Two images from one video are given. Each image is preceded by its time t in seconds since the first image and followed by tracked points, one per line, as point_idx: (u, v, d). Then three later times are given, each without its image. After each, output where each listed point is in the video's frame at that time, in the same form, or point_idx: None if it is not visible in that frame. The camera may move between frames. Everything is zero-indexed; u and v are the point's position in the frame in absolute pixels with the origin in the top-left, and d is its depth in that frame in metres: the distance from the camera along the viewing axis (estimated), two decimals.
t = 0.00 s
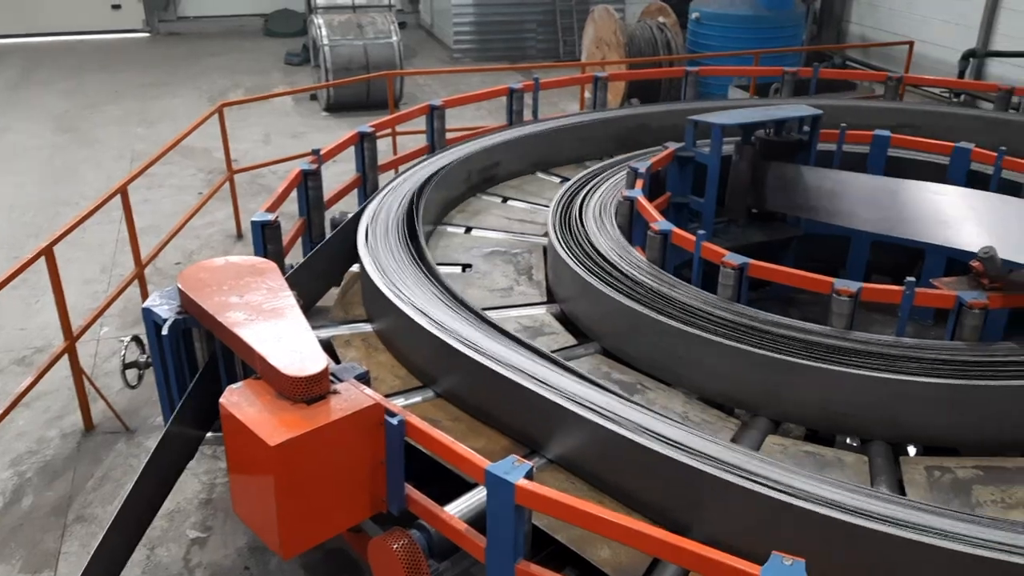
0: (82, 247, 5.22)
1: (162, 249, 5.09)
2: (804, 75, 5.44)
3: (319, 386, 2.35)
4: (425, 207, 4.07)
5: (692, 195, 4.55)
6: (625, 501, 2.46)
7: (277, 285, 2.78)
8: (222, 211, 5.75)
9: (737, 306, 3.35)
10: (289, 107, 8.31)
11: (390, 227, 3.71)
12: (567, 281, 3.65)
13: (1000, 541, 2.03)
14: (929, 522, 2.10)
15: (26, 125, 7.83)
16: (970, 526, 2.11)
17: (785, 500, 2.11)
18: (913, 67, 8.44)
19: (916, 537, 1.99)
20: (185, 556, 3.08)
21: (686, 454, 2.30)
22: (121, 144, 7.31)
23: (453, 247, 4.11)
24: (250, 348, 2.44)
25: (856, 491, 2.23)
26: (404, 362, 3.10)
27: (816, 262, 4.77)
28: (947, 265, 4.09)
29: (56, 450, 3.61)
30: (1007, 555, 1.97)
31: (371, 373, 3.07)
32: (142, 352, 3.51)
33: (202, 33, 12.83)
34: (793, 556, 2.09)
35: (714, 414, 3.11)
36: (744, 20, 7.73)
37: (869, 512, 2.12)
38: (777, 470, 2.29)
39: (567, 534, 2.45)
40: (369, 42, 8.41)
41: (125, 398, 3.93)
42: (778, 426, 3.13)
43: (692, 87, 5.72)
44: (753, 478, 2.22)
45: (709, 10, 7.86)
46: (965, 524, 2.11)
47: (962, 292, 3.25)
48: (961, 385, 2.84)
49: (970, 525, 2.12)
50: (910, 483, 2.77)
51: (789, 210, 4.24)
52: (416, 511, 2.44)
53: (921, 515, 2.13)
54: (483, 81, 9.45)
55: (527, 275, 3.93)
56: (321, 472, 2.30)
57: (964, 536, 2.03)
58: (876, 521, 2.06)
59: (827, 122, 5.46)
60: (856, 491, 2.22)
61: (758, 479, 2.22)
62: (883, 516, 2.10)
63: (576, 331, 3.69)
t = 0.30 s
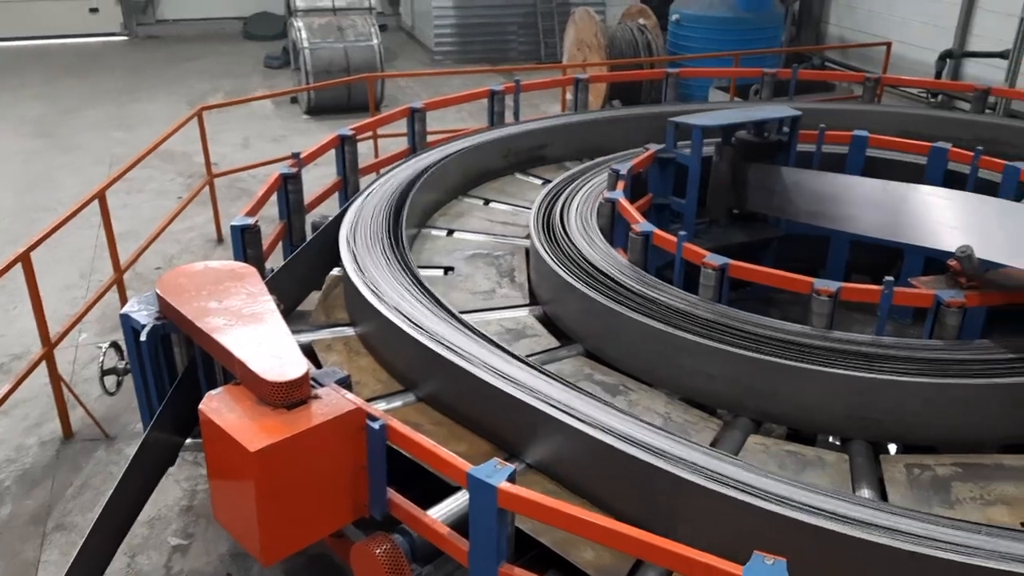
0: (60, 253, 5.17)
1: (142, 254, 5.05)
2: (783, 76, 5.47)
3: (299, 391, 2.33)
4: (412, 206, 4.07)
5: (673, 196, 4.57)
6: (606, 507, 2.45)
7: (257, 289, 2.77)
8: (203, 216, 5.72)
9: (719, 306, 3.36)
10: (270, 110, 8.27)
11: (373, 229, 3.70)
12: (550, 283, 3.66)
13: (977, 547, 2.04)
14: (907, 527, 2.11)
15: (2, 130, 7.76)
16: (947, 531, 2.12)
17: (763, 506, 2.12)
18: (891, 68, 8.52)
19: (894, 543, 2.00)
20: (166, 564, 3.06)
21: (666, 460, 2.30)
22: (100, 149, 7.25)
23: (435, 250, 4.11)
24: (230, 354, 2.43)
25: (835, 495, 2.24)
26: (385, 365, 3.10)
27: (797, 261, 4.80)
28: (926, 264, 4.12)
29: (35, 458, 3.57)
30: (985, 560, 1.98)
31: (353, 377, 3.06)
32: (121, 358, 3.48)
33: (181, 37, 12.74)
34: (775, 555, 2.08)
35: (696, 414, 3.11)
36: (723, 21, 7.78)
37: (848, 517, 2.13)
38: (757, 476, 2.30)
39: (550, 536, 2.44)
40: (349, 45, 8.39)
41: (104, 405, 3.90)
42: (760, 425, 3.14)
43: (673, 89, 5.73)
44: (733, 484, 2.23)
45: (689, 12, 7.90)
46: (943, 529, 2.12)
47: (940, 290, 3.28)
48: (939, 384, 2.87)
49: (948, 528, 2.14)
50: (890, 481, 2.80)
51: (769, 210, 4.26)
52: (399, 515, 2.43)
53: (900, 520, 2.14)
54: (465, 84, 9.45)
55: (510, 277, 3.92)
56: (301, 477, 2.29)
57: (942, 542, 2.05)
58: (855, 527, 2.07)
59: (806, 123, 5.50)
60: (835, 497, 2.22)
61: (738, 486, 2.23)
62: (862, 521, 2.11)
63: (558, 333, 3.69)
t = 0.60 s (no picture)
0: (39, 259, 5.13)
1: (121, 260, 5.02)
2: (762, 78, 5.50)
3: (279, 396, 2.32)
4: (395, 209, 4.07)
5: (655, 198, 4.58)
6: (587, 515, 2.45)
7: (237, 294, 2.75)
8: (182, 220, 5.69)
9: (699, 307, 3.38)
10: (250, 114, 8.24)
11: (357, 233, 3.69)
12: (532, 286, 3.67)
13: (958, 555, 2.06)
14: (886, 534, 2.13)
15: None
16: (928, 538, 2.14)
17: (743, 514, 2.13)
18: (869, 69, 8.60)
19: (875, 551, 2.01)
20: (147, 571, 3.04)
21: (645, 468, 2.30)
22: (78, 153, 7.19)
23: (416, 253, 4.10)
24: (209, 360, 2.42)
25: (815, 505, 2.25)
26: (364, 370, 3.09)
27: (777, 262, 4.83)
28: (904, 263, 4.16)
29: (13, 466, 3.54)
30: (965, 567, 2.00)
31: (334, 382, 3.05)
32: (99, 365, 3.45)
33: (160, 41, 12.66)
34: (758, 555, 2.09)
35: (678, 414, 3.13)
36: (703, 24, 7.82)
37: (829, 525, 2.14)
38: (737, 485, 2.31)
39: (533, 538, 2.44)
40: (330, 48, 8.37)
41: (83, 413, 3.87)
42: (742, 425, 3.16)
43: (654, 91, 5.75)
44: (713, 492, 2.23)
45: (668, 15, 7.94)
46: (923, 536, 2.14)
47: (917, 289, 3.31)
48: (917, 383, 2.89)
49: (927, 532, 2.16)
50: (870, 479, 2.83)
51: (749, 211, 4.28)
52: (381, 519, 2.43)
53: (881, 528, 2.15)
54: (446, 86, 9.45)
55: (492, 279, 3.92)
56: (282, 482, 2.28)
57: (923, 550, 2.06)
58: (836, 535, 2.08)
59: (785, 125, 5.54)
60: (815, 504, 2.23)
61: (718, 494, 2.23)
62: (843, 530, 2.12)
63: (541, 335, 3.70)
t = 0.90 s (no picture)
0: (15, 265, 5.07)
1: (98, 264, 4.97)
2: (740, 79, 5.54)
3: (259, 401, 2.31)
4: (376, 212, 4.07)
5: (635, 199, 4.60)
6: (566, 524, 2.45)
7: (215, 299, 2.74)
8: (161, 225, 5.65)
9: (679, 307, 3.39)
10: (229, 117, 8.19)
11: (335, 238, 3.67)
12: (514, 287, 3.67)
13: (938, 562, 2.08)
14: (864, 539, 2.14)
15: None
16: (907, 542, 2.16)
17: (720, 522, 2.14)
18: (846, 69, 8.68)
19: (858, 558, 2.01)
20: None
21: (625, 476, 2.30)
22: (55, 158, 7.12)
23: (397, 256, 4.09)
24: (187, 365, 2.40)
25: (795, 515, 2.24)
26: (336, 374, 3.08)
27: (757, 262, 4.86)
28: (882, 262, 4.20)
29: None
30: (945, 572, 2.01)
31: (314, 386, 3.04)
32: (75, 371, 3.41)
33: (137, 44, 12.56)
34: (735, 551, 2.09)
35: (659, 414, 3.14)
36: (681, 25, 7.85)
37: (808, 533, 2.14)
38: (717, 492, 2.31)
39: (515, 540, 2.44)
40: (309, 50, 8.34)
41: (61, 420, 3.83)
42: (722, 424, 3.17)
43: (633, 92, 5.77)
44: (694, 501, 2.24)
45: (647, 16, 7.98)
46: (902, 541, 2.15)
47: (894, 288, 3.33)
48: (896, 381, 2.92)
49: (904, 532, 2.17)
50: (850, 476, 2.86)
51: (728, 211, 4.31)
52: (363, 524, 2.42)
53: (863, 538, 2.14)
54: (426, 88, 9.45)
55: (473, 281, 3.92)
56: (263, 487, 2.27)
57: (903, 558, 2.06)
58: (817, 543, 2.08)
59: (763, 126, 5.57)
60: (795, 511, 2.24)
61: (697, 504, 2.23)
62: (822, 538, 2.12)
63: (523, 337, 3.70)
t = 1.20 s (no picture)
0: None
1: (76, 269, 4.93)
2: (719, 80, 5.56)
3: (238, 405, 2.30)
4: (353, 215, 4.05)
5: (615, 200, 4.61)
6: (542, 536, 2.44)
7: (194, 303, 2.72)
8: (139, 228, 5.61)
9: (659, 307, 3.40)
10: (207, 120, 8.14)
11: (310, 242, 3.66)
12: (495, 287, 3.67)
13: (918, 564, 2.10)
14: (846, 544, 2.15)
15: None
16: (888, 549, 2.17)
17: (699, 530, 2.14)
18: (824, 70, 8.75)
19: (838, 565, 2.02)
20: None
21: (603, 485, 2.30)
22: (30, 161, 7.05)
23: (377, 258, 4.08)
24: (166, 370, 2.38)
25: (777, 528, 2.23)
26: (308, 379, 3.06)
27: (737, 261, 4.88)
28: (860, 261, 4.24)
29: None
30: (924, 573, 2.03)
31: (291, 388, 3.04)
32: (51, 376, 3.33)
33: (113, 46, 12.44)
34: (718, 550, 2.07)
35: (641, 414, 3.15)
36: (660, 26, 7.88)
37: (790, 539, 2.15)
38: (695, 500, 2.31)
39: (499, 542, 2.44)
40: (287, 52, 8.30)
41: (39, 426, 3.79)
42: (704, 424, 3.19)
43: (613, 93, 5.78)
44: (671, 510, 2.23)
45: (626, 17, 8.01)
46: (882, 543, 2.17)
47: (871, 286, 3.36)
48: (875, 380, 2.95)
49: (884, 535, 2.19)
50: (829, 473, 2.89)
51: (708, 211, 4.33)
52: (345, 528, 2.41)
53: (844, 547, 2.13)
54: (407, 90, 9.43)
55: (454, 283, 3.92)
56: (243, 492, 2.26)
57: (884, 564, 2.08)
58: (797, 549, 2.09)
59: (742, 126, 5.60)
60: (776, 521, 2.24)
61: (675, 512, 2.23)
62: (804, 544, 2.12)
63: (505, 338, 3.70)
